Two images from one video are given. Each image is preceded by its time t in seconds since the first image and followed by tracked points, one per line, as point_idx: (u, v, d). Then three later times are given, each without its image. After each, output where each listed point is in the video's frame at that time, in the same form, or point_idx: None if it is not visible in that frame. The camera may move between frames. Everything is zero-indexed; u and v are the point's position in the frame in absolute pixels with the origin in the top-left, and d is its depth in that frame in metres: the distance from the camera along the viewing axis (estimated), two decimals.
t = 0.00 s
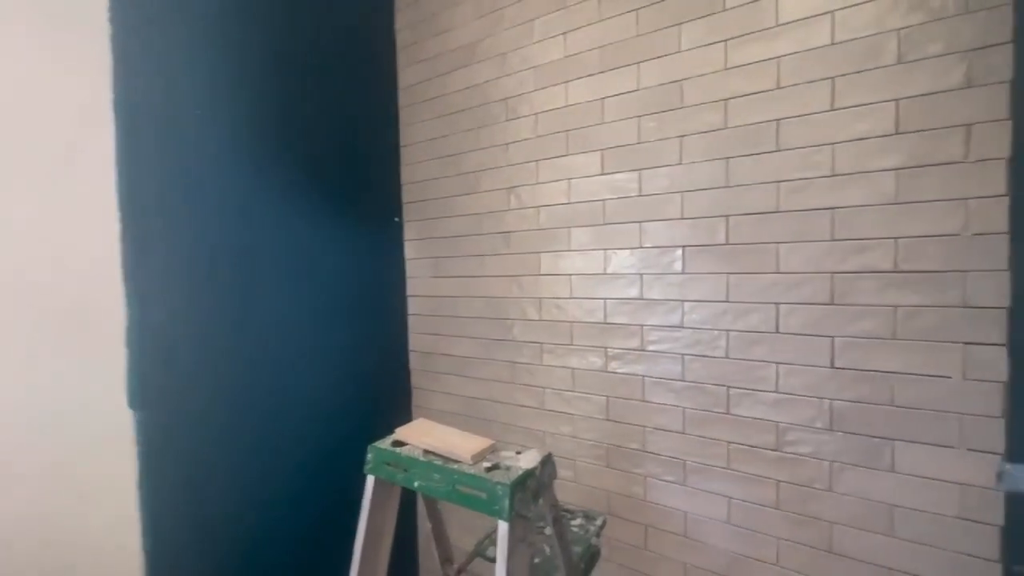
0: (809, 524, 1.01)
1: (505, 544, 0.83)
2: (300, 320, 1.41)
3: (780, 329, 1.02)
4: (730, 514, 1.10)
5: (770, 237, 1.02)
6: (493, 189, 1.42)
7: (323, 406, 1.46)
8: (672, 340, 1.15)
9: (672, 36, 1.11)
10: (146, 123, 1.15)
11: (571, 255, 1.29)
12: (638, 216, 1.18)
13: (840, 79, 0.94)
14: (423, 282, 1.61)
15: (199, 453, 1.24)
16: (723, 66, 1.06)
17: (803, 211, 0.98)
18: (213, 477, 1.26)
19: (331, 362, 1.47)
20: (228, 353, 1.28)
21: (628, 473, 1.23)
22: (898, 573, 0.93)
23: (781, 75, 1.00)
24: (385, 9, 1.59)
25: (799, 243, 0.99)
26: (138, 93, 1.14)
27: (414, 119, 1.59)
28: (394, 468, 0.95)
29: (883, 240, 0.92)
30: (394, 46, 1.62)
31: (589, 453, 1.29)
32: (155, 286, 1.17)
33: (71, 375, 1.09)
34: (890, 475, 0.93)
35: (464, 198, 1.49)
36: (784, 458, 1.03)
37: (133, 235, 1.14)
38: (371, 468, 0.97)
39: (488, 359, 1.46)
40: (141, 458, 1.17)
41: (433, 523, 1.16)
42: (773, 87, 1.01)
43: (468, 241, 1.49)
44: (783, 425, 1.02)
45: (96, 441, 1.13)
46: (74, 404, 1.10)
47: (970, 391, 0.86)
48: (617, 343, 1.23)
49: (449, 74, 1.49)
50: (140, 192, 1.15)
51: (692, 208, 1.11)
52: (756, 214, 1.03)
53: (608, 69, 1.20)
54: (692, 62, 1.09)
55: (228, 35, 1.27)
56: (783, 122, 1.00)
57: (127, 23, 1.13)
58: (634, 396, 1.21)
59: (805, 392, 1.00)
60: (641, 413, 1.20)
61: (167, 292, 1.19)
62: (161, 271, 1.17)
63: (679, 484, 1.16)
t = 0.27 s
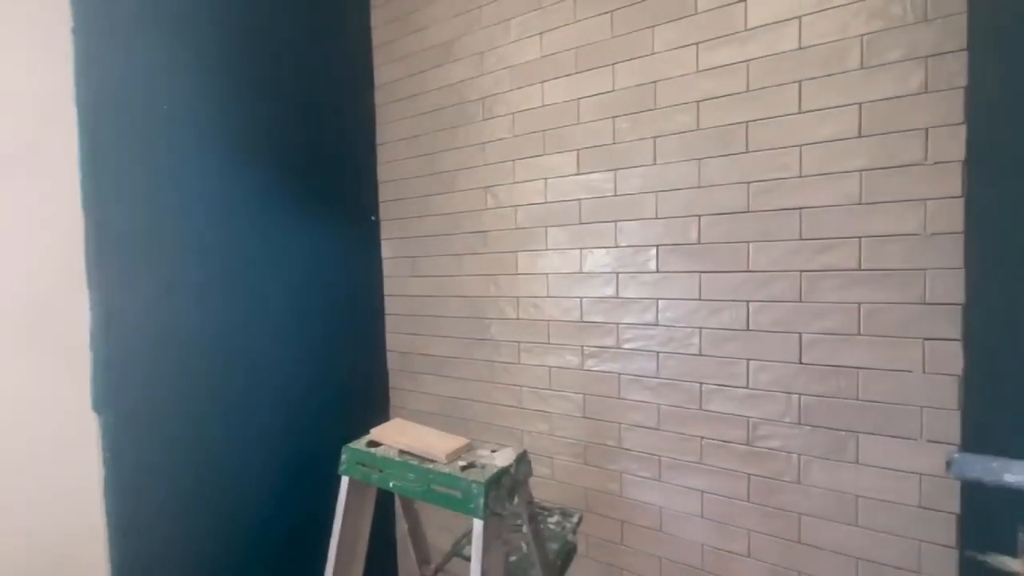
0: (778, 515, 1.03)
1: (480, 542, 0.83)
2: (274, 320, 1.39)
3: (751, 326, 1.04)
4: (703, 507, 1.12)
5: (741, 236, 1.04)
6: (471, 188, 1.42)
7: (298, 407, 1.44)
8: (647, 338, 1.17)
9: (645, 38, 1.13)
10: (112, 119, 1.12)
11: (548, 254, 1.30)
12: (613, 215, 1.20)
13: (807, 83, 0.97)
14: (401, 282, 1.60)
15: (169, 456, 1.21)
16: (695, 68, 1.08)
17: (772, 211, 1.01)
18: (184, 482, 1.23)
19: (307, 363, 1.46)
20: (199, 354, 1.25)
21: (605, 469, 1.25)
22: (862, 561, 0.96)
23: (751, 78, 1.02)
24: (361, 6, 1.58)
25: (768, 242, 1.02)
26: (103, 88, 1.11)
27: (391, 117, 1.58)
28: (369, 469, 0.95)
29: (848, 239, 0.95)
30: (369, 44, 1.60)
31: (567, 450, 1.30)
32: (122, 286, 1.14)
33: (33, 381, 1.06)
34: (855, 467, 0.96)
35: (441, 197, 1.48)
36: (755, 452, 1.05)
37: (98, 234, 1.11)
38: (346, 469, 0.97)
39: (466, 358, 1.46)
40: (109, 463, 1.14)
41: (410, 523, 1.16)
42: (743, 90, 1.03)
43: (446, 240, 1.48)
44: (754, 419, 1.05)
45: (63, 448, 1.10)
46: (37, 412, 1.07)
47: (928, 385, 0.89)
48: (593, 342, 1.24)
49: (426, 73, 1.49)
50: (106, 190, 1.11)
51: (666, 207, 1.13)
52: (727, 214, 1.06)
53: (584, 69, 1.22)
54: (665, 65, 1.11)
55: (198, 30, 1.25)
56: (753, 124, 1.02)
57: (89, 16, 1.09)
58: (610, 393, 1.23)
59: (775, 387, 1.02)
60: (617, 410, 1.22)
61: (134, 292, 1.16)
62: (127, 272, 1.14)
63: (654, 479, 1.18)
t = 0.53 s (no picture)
0: (756, 509, 1.06)
1: (461, 540, 0.83)
2: (253, 320, 1.37)
3: (728, 323, 1.06)
4: (683, 502, 1.13)
5: (719, 235, 1.06)
6: (453, 187, 1.42)
7: (278, 408, 1.42)
8: (628, 335, 1.18)
9: (625, 39, 1.14)
10: (84, 114, 1.09)
11: (530, 253, 1.30)
12: (595, 215, 1.20)
13: (782, 85, 0.99)
14: (382, 281, 1.59)
15: (145, 460, 1.19)
16: (674, 69, 1.09)
17: (749, 210, 1.03)
18: (160, 485, 1.21)
19: (287, 363, 1.44)
20: (176, 355, 1.23)
21: (587, 467, 1.26)
22: (836, 551, 0.99)
23: (728, 80, 1.04)
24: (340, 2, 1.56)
25: (745, 241, 1.04)
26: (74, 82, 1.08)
27: (371, 115, 1.57)
28: (349, 470, 0.94)
29: (821, 238, 0.97)
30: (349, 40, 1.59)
31: (549, 448, 1.31)
32: (94, 286, 1.11)
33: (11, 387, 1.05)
34: (828, 460, 0.98)
35: (423, 196, 1.48)
36: (733, 447, 1.07)
37: (69, 232, 1.08)
38: (325, 470, 0.96)
39: (448, 358, 1.46)
40: (81, 468, 1.10)
41: (391, 524, 1.15)
42: (720, 91, 1.05)
43: (427, 239, 1.48)
44: (732, 415, 1.07)
45: (40, 450, 1.07)
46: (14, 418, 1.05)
47: (898, 379, 0.92)
48: (575, 340, 1.25)
49: (407, 71, 1.48)
50: (77, 186, 1.08)
51: (646, 207, 1.14)
52: (705, 213, 1.07)
53: (565, 69, 1.22)
54: (645, 65, 1.12)
55: (173, 23, 1.22)
56: (730, 125, 1.04)
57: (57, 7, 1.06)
58: (591, 391, 1.24)
59: (752, 383, 1.04)
60: (599, 408, 1.23)
61: (108, 292, 1.13)
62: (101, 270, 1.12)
63: (635, 475, 1.19)
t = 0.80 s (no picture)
0: (734, 506, 1.07)
1: (440, 542, 0.83)
2: (232, 321, 1.34)
3: (707, 323, 1.07)
4: (663, 500, 1.15)
5: (698, 236, 1.07)
6: (435, 187, 1.41)
7: (257, 411, 1.40)
8: (609, 335, 1.19)
9: (606, 40, 1.15)
10: (54, 110, 1.06)
11: (512, 252, 1.30)
12: (576, 215, 1.21)
13: (759, 88, 1.00)
14: (364, 281, 1.58)
15: (118, 464, 1.16)
16: (654, 71, 1.10)
17: (727, 211, 1.04)
18: (135, 490, 1.18)
19: (267, 365, 1.42)
20: (152, 357, 1.21)
21: (569, 466, 1.26)
22: (811, 546, 1.01)
23: (707, 82, 1.05)
24: None
25: (723, 242, 1.05)
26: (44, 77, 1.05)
27: (352, 114, 1.55)
28: (327, 473, 0.93)
29: (797, 239, 0.98)
30: (330, 37, 1.57)
31: (531, 448, 1.31)
32: (65, 286, 1.08)
33: None
34: (804, 457, 1.00)
35: (405, 195, 1.47)
36: (712, 445, 1.08)
37: (38, 231, 1.05)
38: (303, 473, 0.95)
39: (431, 358, 1.45)
40: (52, 474, 1.08)
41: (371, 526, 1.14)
42: (699, 93, 1.06)
43: (409, 238, 1.47)
44: (710, 413, 1.08)
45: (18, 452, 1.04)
46: None
47: (869, 377, 0.94)
48: (557, 339, 1.25)
49: (388, 69, 1.47)
50: (47, 184, 1.05)
51: (626, 207, 1.15)
52: (685, 214, 1.08)
53: (547, 69, 1.22)
54: (625, 67, 1.13)
55: (148, 16, 1.19)
56: (709, 127, 1.05)
57: None
58: (573, 391, 1.24)
59: (730, 382, 1.06)
60: (580, 407, 1.23)
61: (80, 293, 1.10)
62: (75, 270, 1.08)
63: (616, 474, 1.20)
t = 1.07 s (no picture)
0: (718, 502, 1.08)
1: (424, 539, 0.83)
2: (216, 318, 1.36)
3: (692, 321, 1.08)
4: (648, 497, 1.16)
5: (683, 235, 1.08)
6: (422, 186, 1.41)
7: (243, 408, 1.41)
8: (595, 334, 1.19)
9: (592, 40, 1.15)
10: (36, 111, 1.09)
11: (500, 251, 1.31)
12: (563, 214, 1.21)
13: (743, 89, 1.01)
14: (352, 280, 1.57)
15: (103, 460, 1.17)
16: (640, 71, 1.11)
17: (712, 211, 1.05)
18: (117, 484, 1.19)
19: (252, 363, 1.43)
20: (135, 353, 1.22)
21: (556, 464, 1.27)
22: (793, 542, 1.02)
23: (691, 83, 1.06)
24: None
25: (707, 241, 1.06)
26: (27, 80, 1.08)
27: (340, 112, 1.55)
28: (312, 471, 0.94)
29: (779, 239, 1.00)
30: (317, 36, 1.57)
31: (519, 446, 1.31)
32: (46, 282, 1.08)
33: None
34: (786, 453, 1.01)
35: (393, 194, 1.47)
36: (696, 443, 1.10)
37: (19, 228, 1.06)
38: (288, 472, 0.95)
39: (419, 357, 1.45)
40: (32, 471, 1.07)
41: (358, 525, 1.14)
42: (684, 94, 1.07)
43: (396, 238, 1.47)
44: (695, 411, 1.09)
45: None
46: None
47: (850, 375, 0.95)
48: (544, 338, 1.26)
49: (376, 68, 1.46)
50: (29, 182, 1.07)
51: (612, 207, 1.16)
52: (670, 213, 1.09)
53: (533, 69, 1.23)
54: (611, 67, 1.14)
55: (130, 20, 1.22)
56: (694, 127, 1.06)
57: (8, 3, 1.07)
58: (560, 389, 1.25)
59: (714, 380, 1.07)
60: (567, 406, 1.24)
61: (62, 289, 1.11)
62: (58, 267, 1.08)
63: (602, 472, 1.21)
